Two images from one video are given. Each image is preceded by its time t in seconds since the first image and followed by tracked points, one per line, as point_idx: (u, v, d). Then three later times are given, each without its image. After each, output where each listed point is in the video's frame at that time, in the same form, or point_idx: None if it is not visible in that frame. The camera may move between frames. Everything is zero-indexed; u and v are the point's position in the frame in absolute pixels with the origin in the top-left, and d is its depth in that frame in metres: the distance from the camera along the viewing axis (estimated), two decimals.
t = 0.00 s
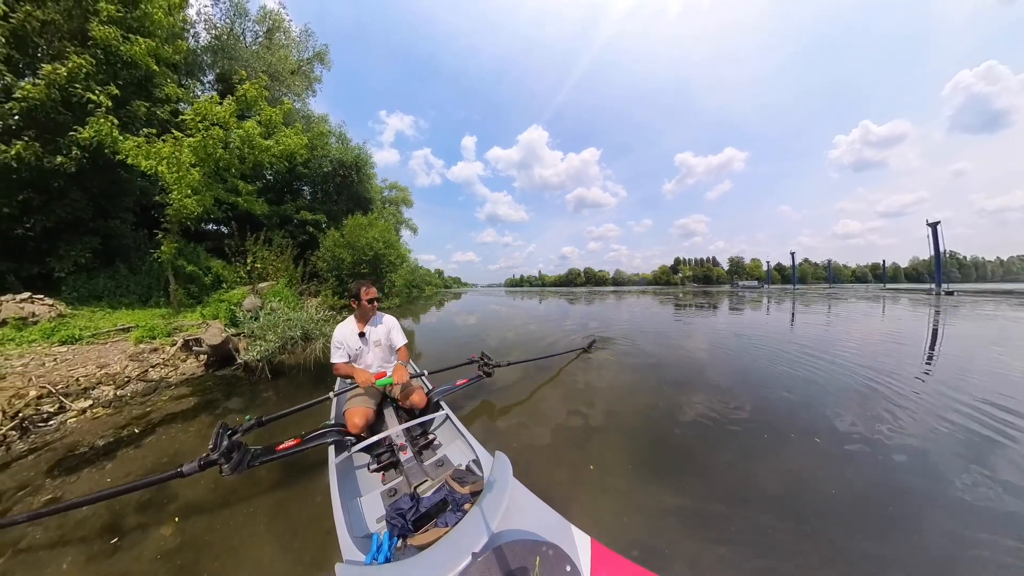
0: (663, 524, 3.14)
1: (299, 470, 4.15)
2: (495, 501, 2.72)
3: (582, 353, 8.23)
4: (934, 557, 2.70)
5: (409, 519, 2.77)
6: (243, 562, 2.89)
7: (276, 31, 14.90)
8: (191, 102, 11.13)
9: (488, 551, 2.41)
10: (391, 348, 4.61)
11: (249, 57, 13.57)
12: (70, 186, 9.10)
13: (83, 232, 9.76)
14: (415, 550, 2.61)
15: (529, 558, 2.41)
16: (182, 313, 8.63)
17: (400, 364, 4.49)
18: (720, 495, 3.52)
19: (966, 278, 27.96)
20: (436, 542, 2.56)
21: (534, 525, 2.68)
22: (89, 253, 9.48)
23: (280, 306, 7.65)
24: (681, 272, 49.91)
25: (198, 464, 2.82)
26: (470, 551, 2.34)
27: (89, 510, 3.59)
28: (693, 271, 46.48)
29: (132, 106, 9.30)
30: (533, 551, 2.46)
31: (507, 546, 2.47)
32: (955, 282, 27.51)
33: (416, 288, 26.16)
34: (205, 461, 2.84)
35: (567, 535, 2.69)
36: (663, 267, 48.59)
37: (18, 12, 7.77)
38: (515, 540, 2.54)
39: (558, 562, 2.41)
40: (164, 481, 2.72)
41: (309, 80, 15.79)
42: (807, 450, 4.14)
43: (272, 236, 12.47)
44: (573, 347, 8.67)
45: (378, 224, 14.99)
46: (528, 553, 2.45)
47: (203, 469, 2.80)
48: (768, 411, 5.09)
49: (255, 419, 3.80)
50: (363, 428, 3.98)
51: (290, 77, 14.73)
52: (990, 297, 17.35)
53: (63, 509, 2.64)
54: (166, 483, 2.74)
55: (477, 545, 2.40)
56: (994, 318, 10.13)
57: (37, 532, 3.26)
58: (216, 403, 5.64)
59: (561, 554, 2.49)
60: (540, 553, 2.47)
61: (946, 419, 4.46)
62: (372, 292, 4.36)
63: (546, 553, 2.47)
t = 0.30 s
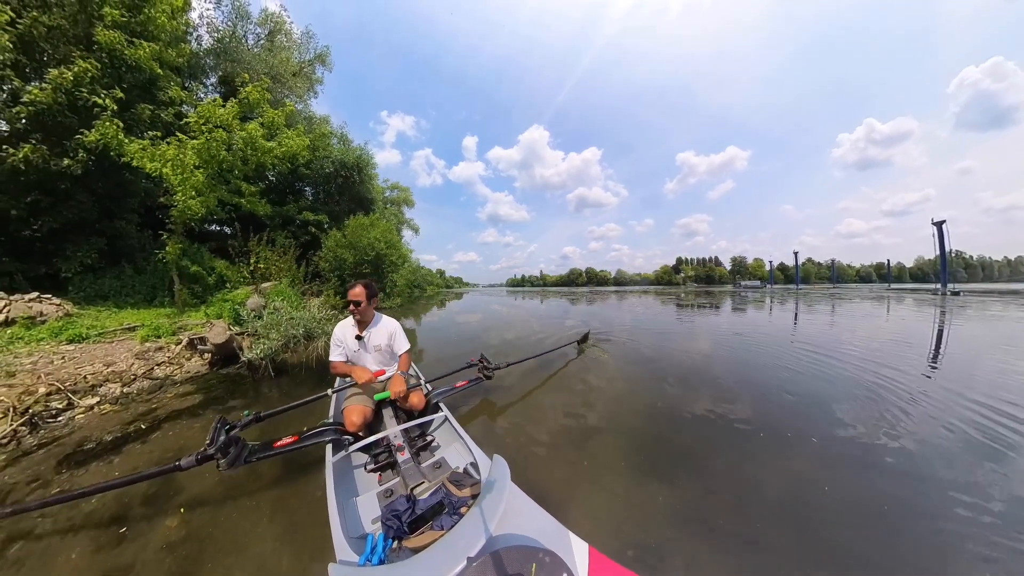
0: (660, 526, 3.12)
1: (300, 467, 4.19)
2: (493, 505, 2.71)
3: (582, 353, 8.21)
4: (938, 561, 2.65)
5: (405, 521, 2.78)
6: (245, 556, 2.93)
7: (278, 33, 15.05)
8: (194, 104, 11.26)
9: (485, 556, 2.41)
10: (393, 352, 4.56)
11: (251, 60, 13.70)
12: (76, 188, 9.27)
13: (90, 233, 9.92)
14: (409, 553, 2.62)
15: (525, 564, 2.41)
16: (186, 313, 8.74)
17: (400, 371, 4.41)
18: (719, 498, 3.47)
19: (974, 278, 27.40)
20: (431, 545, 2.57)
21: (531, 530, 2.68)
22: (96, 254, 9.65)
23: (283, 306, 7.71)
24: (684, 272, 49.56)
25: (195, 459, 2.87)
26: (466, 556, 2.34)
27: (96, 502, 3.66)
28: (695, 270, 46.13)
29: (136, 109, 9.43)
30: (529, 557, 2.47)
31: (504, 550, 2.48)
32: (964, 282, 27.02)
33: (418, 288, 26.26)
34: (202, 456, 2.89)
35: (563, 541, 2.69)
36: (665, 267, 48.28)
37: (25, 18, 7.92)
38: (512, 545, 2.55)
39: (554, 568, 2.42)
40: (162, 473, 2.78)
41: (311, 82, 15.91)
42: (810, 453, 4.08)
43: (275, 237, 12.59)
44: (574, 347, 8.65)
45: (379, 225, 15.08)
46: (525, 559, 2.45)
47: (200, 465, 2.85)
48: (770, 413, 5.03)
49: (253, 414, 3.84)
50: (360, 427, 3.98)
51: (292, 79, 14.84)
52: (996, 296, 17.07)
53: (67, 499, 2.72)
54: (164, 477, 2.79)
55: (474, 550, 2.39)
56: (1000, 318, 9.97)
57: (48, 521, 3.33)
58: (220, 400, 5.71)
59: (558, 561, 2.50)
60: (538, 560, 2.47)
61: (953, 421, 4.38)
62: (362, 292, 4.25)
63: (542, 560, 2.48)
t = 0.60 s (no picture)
0: (663, 525, 3.10)
1: (306, 461, 4.24)
2: (495, 503, 2.73)
3: (584, 353, 8.19)
4: (947, 562, 2.62)
5: (410, 518, 2.79)
6: (254, 547, 2.97)
7: (280, 36, 15.23)
8: (198, 107, 11.42)
9: (488, 552, 2.41)
10: (397, 352, 4.58)
11: (254, 63, 13.85)
12: (84, 191, 9.47)
13: (98, 234, 10.10)
14: (414, 549, 2.62)
15: (528, 561, 2.39)
16: (192, 312, 8.86)
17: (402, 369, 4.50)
18: (723, 497, 3.44)
19: (981, 278, 26.86)
20: (435, 542, 2.56)
21: (533, 529, 2.68)
22: (103, 254, 9.83)
23: (289, 306, 7.80)
24: (687, 272, 49.20)
25: (201, 460, 2.88)
26: (470, 552, 2.35)
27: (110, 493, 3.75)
28: (697, 270, 45.79)
29: (142, 113, 9.59)
30: (532, 554, 2.44)
31: (507, 548, 2.46)
32: (974, 283, 26.51)
33: (419, 288, 26.38)
34: (209, 457, 2.91)
35: (566, 540, 2.68)
36: (667, 266, 48.00)
37: (33, 24, 8.06)
38: (515, 542, 2.54)
39: (558, 566, 2.39)
40: (168, 479, 2.72)
41: (313, 84, 16.05)
42: (815, 453, 4.03)
43: (279, 237, 12.74)
44: (576, 347, 8.65)
45: (381, 225, 15.20)
46: (528, 556, 2.43)
47: (207, 465, 2.87)
48: (775, 413, 4.96)
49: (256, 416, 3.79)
50: (365, 425, 3.96)
51: (294, 81, 14.98)
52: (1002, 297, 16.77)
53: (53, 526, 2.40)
54: (171, 480, 2.77)
55: (477, 546, 2.41)
56: (1005, 319, 9.81)
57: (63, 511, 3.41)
58: (227, 397, 5.79)
59: (560, 558, 2.47)
60: (540, 557, 2.44)
61: (961, 421, 4.32)
62: (363, 292, 4.21)
63: (545, 557, 2.45)
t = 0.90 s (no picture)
0: (670, 521, 3.07)
1: (314, 455, 4.31)
2: (500, 499, 2.74)
3: (586, 352, 8.18)
4: (963, 563, 2.57)
5: (416, 513, 2.77)
6: (266, 538, 3.02)
7: (282, 39, 15.41)
8: (203, 110, 11.61)
9: (491, 547, 2.40)
10: (402, 349, 4.61)
11: (257, 66, 14.03)
12: (93, 194, 9.66)
13: (106, 235, 10.29)
14: (421, 544, 2.67)
15: (532, 555, 2.36)
16: (199, 312, 8.99)
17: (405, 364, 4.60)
18: (729, 494, 3.40)
19: (988, 278, 26.34)
20: (441, 536, 2.59)
21: (538, 524, 2.68)
22: (111, 255, 10.02)
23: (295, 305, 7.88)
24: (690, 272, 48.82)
25: (213, 463, 2.74)
26: (475, 547, 2.36)
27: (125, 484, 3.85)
28: (700, 270, 45.44)
29: (149, 116, 9.77)
30: (536, 548, 2.42)
31: (510, 542, 2.44)
32: (983, 282, 26.03)
33: (422, 288, 26.56)
34: (221, 460, 2.78)
35: (570, 535, 2.67)
36: (670, 266, 47.74)
37: (41, 30, 8.21)
38: (520, 536, 2.53)
39: (561, 559, 2.38)
40: (179, 484, 2.57)
41: (315, 86, 16.22)
42: (823, 453, 3.97)
43: (283, 238, 12.91)
44: (578, 347, 8.66)
45: (384, 226, 15.33)
46: (533, 550, 2.41)
47: (220, 468, 2.74)
48: (781, 414, 4.90)
49: (263, 421, 3.47)
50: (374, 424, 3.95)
51: (297, 84, 15.14)
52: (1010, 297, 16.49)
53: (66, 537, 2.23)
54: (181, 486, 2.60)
55: (481, 541, 2.41)
56: (1012, 319, 9.66)
57: (81, 501, 3.49)
58: (235, 394, 5.89)
59: (565, 552, 2.48)
60: (545, 551, 2.43)
61: (972, 421, 4.25)
62: (370, 292, 4.22)
63: (550, 550, 2.43)
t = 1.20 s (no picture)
0: (667, 523, 3.05)
1: (316, 451, 4.36)
2: (500, 500, 2.75)
3: (587, 352, 8.15)
4: (968, 567, 2.53)
5: (413, 515, 2.79)
6: (269, 531, 3.07)
7: (284, 42, 15.57)
8: (207, 113, 11.78)
9: (489, 550, 2.42)
10: (400, 348, 4.62)
11: (260, 69, 14.20)
12: (101, 196, 9.86)
13: (113, 237, 10.49)
14: (418, 545, 2.66)
15: (530, 559, 2.36)
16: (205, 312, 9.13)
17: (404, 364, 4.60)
18: (729, 499, 3.35)
19: (997, 278, 25.69)
20: (438, 539, 2.59)
21: (537, 527, 2.68)
22: (119, 256, 10.21)
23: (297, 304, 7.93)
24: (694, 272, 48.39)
25: (210, 460, 2.79)
26: (473, 549, 2.38)
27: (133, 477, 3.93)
28: (703, 270, 44.95)
29: (154, 120, 9.95)
30: (534, 553, 2.42)
31: (509, 546, 2.46)
32: (994, 282, 25.45)
33: (424, 288, 26.70)
34: (218, 456, 2.83)
35: (569, 539, 2.64)
36: (672, 266, 47.39)
37: (50, 37, 8.39)
38: (517, 540, 2.53)
39: (560, 565, 2.35)
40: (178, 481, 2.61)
41: (317, 88, 16.36)
42: (825, 456, 3.89)
43: (287, 239, 13.07)
44: (579, 347, 8.64)
45: (386, 226, 15.43)
46: (531, 554, 2.41)
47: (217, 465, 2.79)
48: (783, 416, 4.84)
49: (259, 416, 3.52)
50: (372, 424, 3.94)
51: (299, 86, 15.27)
52: (1020, 297, 16.09)
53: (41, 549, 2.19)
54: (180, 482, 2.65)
55: (480, 543, 2.43)
56: (1020, 320, 9.43)
57: (91, 492, 3.58)
58: (240, 391, 5.98)
59: (563, 557, 2.44)
60: (543, 556, 2.42)
61: (981, 424, 4.17)
62: (373, 291, 4.29)
63: (548, 556, 2.42)
